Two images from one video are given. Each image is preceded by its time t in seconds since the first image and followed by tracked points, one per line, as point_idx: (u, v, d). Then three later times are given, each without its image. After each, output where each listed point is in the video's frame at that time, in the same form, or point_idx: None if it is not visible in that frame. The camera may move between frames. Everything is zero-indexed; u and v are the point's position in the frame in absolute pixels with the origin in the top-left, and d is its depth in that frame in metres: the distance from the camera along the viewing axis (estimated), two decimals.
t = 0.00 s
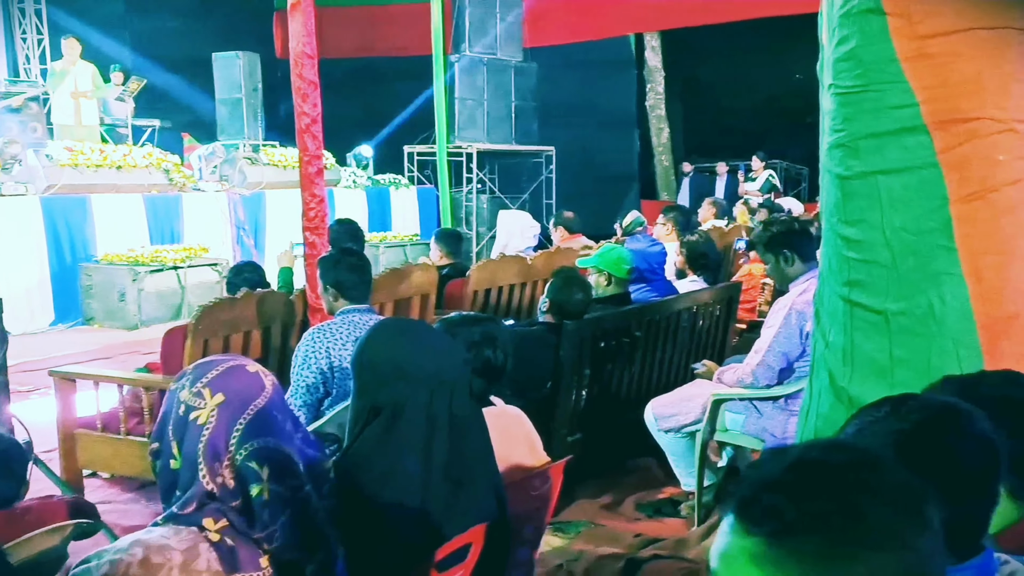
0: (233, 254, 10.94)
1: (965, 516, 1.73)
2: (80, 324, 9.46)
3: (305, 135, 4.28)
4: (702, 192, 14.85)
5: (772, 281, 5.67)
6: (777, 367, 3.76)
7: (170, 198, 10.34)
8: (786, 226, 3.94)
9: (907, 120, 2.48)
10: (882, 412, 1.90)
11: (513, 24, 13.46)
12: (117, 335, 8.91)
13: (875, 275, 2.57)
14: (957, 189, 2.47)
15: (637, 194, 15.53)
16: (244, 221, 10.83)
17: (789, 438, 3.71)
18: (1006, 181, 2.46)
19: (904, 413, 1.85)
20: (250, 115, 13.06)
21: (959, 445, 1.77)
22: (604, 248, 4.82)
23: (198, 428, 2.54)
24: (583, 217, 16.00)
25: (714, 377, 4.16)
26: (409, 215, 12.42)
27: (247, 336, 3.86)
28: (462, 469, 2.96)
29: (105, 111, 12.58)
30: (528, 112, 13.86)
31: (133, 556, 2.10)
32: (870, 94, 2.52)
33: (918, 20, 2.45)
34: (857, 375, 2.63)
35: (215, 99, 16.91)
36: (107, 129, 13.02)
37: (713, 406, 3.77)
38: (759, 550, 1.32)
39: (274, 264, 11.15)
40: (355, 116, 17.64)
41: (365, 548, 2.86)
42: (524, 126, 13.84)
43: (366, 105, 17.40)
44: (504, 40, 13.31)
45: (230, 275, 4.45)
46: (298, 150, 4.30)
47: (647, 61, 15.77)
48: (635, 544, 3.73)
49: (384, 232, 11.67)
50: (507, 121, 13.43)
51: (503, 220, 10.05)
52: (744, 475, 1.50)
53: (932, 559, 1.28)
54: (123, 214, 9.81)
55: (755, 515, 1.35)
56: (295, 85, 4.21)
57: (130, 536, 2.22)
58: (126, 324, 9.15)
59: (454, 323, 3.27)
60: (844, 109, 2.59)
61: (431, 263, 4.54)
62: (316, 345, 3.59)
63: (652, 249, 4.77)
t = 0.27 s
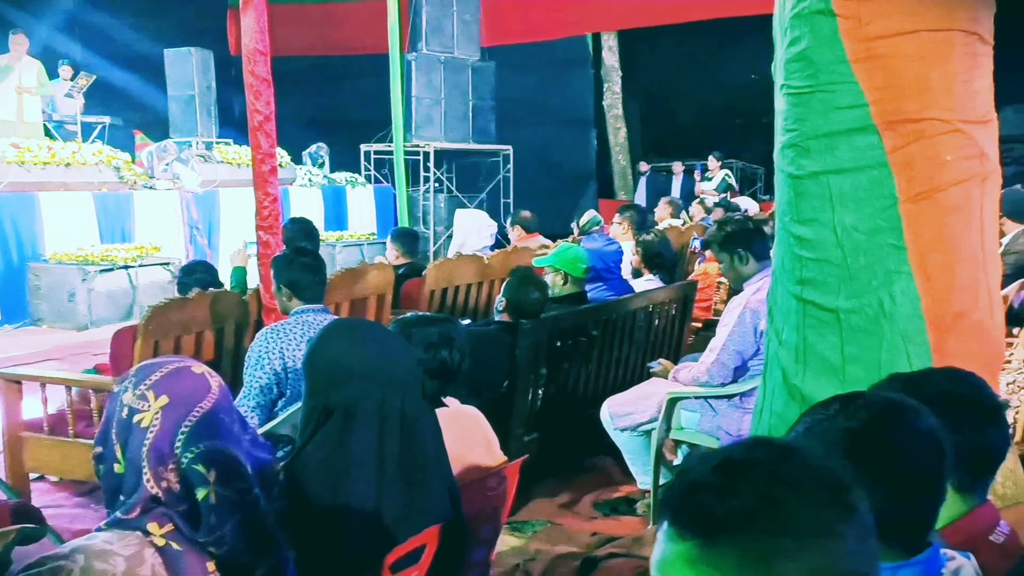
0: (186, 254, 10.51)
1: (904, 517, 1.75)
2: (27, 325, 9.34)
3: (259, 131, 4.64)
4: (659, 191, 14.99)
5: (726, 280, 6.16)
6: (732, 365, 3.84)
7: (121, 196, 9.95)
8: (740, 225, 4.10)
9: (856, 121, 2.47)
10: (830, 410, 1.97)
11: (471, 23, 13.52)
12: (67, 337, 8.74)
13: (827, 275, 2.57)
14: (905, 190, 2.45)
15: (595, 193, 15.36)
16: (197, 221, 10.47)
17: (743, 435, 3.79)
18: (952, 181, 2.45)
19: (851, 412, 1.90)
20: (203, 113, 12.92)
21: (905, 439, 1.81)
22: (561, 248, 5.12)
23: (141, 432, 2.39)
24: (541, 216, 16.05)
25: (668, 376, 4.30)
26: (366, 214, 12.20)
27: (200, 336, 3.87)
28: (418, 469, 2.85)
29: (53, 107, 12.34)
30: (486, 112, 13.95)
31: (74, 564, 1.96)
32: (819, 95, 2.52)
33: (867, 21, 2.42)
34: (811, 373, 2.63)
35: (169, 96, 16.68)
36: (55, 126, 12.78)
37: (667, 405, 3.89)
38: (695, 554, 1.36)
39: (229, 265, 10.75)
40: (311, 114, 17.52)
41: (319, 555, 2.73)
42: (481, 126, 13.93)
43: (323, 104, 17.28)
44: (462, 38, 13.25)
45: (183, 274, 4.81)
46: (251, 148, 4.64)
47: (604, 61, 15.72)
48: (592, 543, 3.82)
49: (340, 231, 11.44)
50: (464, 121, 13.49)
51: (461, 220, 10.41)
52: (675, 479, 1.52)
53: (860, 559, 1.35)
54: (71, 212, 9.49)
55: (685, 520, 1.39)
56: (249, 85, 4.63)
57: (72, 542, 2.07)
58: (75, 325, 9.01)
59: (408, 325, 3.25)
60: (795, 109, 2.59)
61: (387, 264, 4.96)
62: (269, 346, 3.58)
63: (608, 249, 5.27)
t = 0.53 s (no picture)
0: (160, 252, 10.25)
1: (878, 513, 1.77)
2: None
3: (234, 130, 4.67)
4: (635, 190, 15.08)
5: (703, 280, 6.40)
6: (709, 364, 3.90)
7: (95, 194, 9.76)
8: (717, 224, 4.15)
9: (832, 120, 2.47)
10: (804, 406, 1.95)
11: (448, 21, 13.47)
12: (39, 337, 8.68)
13: (803, 273, 2.58)
14: (880, 188, 2.46)
15: (572, 191, 15.38)
16: (172, 220, 10.28)
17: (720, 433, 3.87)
18: (926, 180, 2.46)
19: (824, 409, 1.90)
20: (178, 111, 12.87)
21: (878, 438, 1.82)
22: (539, 245, 5.14)
23: (113, 432, 2.31)
24: (518, 214, 16.09)
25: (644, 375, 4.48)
26: (343, 213, 12.12)
27: (174, 336, 3.86)
28: (393, 469, 2.78)
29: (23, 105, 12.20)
30: (463, 110, 13.82)
31: (44, 568, 1.93)
32: (795, 94, 2.52)
33: (840, 21, 2.42)
34: (786, 371, 2.64)
35: (142, 94, 16.56)
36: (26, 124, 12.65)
37: (645, 403, 3.97)
38: (674, 554, 1.37)
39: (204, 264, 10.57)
40: (287, 112, 17.45)
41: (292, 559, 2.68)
42: (459, 124, 13.82)
43: (300, 101, 17.23)
44: (439, 37, 13.19)
45: (158, 273, 4.99)
46: (226, 146, 4.69)
47: (581, 59, 15.70)
48: (570, 541, 3.86)
49: (317, 230, 11.40)
50: (441, 119, 13.46)
51: (438, 219, 10.41)
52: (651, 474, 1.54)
53: (828, 544, 1.34)
54: (44, 212, 9.27)
55: (664, 517, 1.39)
56: (223, 81, 4.64)
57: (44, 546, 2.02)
58: (49, 325, 8.87)
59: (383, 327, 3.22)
60: (771, 108, 2.60)
61: (363, 263, 5.00)
62: (243, 345, 3.58)
63: (586, 248, 5.46)
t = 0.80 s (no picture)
0: (140, 251, 10.04)
1: (861, 509, 1.78)
2: None
3: (214, 129, 4.64)
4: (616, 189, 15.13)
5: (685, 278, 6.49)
6: (691, 363, 3.94)
7: (74, 192, 9.54)
8: (699, 223, 4.18)
9: (812, 119, 2.48)
10: (787, 405, 1.95)
11: (429, 20, 13.44)
12: (16, 337, 8.60)
13: (784, 271, 2.59)
14: (861, 187, 2.47)
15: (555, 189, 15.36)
16: (152, 219, 10.05)
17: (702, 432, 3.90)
18: (905, 180, 2.48)
19: (805, 407, 1.91)
20: (157, 109, 12.80)
21: (859, 433, 1.84)
22: (522, 244, 5.14)
23: (93, 432, 2.27)
24: (499, 213, 16.09)
25: (627, 374, 4.58)
26: (325, 212, 12.08)
27: (154, 335, 3.85)
28: (375, 469, 2.76)
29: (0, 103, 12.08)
30: (445, 109, 13.83)
31: (24, 568, 1.93)
32: (777, 93, 2.54)
33: (821, 22, 2.44)
34: (767, 369, 2.65)
35: (122, 92, 16.43)
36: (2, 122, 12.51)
37: (626, 401, 3.99)
38: (679, 549, 1.35)
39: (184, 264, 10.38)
40: (267, 110, 17.35)
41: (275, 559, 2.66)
42: (441, 122, 13.81)
43: (280, 99, 17.13)
44: (420, 35, 13.25)
45: (138, 271, 5.01)
46: (207, 145, 4.68)
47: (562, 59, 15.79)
48: (552, 540, 3.94)
49: (299, 229, 11.36)
50: (423, 118, 13.43)
51: (420, 218, 10.40)
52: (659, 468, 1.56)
53: (836, 553, 1.34)
54: (21, 211, 9.12)
55: (670, 511, 1.37)
56: (204, 79, 4.61)
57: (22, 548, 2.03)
58: (27, 325, 8.82)
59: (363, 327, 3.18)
60: (753, 107, 2.62)
61: (345, 262, 5.01)
62: (225, 346, 3.57)
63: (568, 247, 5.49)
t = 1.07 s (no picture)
0: (119, 251, 9.83)
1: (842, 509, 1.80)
2: None
3: (194, 127, 4.65)
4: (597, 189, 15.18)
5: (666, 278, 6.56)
6: (672, 362, 3.98)
7: (52, 192, 9.22)
8: (679, 222, 4.20)
9: (793, 120, 2.49)
10: (768, 404, 1.96)
11: (411, 19, 13.40)
12: None
13: (764, 271, 2.60)
14: (840, 187, 2.48)
15: (536, 189, 15.38)
16: (130, 218, 9.88)
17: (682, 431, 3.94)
18: (884, 179, 2.49)
19: (788, 407, 1.90)
20: (136, 107, 12.71)
21: (841, 434, 1.84)
22: (504, 244, 5.17)
23: (70, 433, 2.21)
24: (480, 213, 16.09)
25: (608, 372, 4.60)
26: (306, 211, 12.03)
27: (133, 336, 3.83)
28: (354, 469, 2.75)
29: None
30: (427, 109, 13.83)
31: None
32: (757, 94, 2.55)
33: (800, 22, 2.45)
34: (747, 369, 2.66)
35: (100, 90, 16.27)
36: None
37: (606, 402, 4.03)
38: (678, 543, 1.33)
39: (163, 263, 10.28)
40: (246, 109, 17.24)
41: (255, 560, 2.65)
42: (422, 122, 13.81)
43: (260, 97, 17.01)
44: (401, 34, 13.20)
45: (116, 271, 4.99)
46: (186, 144, 4.68)
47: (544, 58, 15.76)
48: (533, 540, 3.96)
49: (280, 229, 11.31)
50: (404, 118, 13.42)
51: (401, 218, 10.37)
52: (647, 467, 1.53)
53: (832, 552, 1.34)
54: None
55: (670, 507, 1.36)
56: (183, 77, 4.60)
57: None
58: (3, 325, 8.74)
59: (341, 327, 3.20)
60: (733, 108, 2.63)
61: (325, 262, 5.01)
62: (204, 345, 3.55)
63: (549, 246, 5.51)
